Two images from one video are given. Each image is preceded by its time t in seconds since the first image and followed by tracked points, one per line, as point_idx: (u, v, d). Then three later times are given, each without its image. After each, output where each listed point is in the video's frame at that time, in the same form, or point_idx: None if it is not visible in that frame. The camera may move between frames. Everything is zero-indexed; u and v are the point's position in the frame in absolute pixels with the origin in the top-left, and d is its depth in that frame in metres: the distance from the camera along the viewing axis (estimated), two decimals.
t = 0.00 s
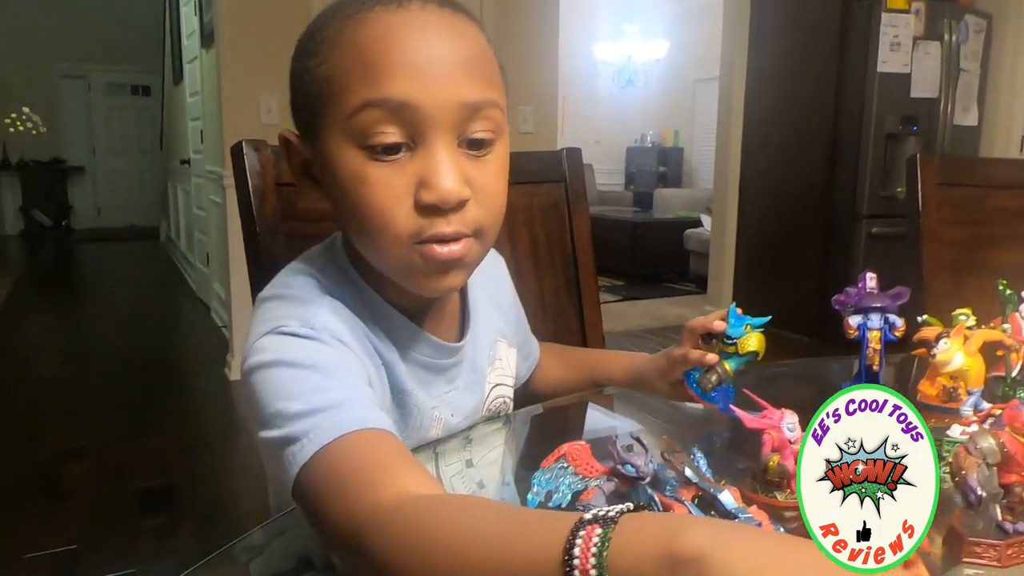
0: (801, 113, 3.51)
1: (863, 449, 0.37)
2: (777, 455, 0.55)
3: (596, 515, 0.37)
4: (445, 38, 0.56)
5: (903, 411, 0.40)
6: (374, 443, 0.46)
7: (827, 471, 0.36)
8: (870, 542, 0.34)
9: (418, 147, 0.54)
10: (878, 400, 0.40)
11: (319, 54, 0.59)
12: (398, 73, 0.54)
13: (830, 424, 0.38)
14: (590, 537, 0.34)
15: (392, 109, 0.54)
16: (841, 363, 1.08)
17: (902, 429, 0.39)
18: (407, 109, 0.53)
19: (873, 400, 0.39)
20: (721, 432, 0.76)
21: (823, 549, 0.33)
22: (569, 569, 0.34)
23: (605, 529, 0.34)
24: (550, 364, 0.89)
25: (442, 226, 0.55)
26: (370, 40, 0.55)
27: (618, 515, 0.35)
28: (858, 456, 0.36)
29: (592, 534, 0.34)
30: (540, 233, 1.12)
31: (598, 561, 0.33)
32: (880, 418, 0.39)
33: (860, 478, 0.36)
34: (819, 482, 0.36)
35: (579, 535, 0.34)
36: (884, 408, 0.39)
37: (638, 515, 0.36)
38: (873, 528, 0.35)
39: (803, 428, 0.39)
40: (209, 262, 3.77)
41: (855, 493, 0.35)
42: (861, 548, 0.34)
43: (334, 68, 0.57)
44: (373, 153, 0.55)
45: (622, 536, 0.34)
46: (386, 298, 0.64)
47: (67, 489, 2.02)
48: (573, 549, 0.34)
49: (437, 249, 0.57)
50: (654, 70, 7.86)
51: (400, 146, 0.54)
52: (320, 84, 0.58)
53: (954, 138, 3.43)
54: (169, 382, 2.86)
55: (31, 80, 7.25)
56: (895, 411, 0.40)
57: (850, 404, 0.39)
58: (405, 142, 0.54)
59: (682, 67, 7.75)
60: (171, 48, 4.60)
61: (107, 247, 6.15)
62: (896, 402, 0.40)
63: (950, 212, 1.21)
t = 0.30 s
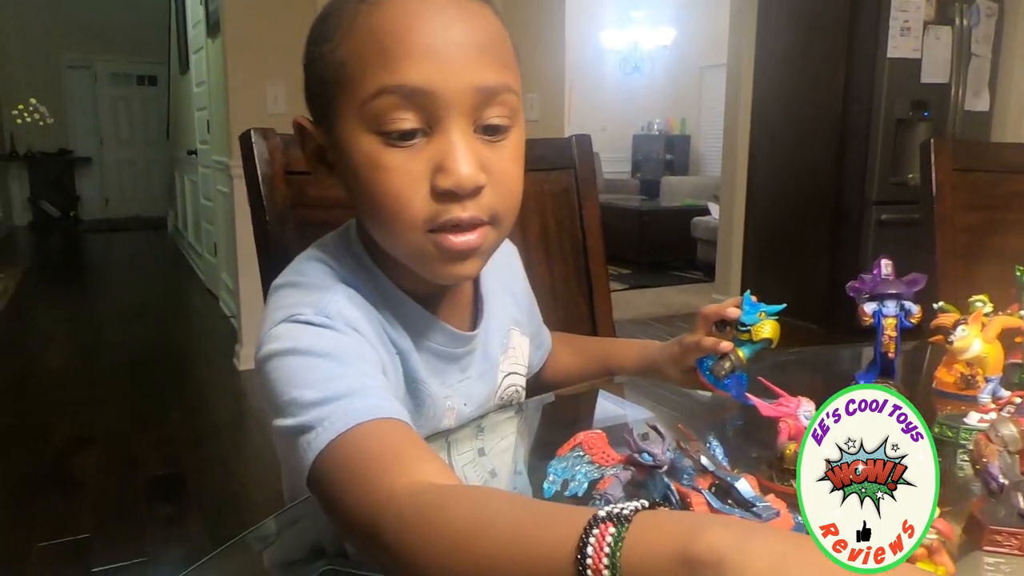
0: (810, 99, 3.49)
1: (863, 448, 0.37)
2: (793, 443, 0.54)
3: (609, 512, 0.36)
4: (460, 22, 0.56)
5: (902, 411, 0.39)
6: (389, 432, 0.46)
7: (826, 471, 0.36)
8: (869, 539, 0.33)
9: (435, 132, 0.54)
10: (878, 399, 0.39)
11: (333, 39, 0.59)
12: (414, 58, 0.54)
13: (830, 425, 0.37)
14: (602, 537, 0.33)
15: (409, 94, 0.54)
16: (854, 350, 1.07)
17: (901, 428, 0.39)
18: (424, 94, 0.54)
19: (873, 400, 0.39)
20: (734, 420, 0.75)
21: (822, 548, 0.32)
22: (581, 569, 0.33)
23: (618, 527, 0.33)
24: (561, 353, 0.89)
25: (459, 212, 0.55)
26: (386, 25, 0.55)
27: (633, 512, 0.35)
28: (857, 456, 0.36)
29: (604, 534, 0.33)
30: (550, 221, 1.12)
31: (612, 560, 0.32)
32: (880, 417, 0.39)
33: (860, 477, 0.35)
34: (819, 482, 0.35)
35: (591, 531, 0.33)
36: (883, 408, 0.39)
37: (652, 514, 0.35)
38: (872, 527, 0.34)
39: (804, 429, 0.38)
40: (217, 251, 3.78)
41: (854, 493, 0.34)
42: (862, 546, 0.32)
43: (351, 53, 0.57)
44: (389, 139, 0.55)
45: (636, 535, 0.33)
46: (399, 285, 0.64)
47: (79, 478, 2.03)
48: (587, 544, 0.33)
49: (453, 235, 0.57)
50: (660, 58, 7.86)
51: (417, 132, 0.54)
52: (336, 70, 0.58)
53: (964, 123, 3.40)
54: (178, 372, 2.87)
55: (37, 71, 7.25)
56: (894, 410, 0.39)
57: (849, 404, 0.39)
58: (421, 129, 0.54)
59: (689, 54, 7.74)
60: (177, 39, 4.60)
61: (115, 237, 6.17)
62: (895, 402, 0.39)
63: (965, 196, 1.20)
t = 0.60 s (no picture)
0: (816, 72, 3.44)
1: (863, 448, 0.34)
2: (798, 411, 0.53)
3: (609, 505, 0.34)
4: None
5: (903, 409, 0.35)
6: (388, 400, 0.45)
7: (826, 471, 0.33)
8: (869, 539, 0.31)
9: (442, 94, 0.53)
10: (877, 398, 0.36)
11: None
12: (421, 14, 0.52)
13: (830, 425, 0.34)
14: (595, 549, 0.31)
15: (418, 52, 0.52)
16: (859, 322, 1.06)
17: (901, 427, 0.35)
18: (432, 54, 0.52)
19: (873, 400, 0.35)
20: (737, 390, 0.74)
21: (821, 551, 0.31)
22: (572, 568, 0.31)
23: (612, 531, 0.31)
24: (563, 324, 0.87)
25: (467, 176, 0.54)
26: None
27: (631, 510, 0.33)
28: (858, 456, 0.33)
29: (597, 533, 0.31)
30: (551, 190, 1.10)
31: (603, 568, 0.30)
32: (880, 416, 0.35)
33: (860, 477, 0.33)
34: (818, 482, 0.33)
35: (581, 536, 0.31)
36: (884, 408, 0.35)
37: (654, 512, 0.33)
38: (872, 526, 0.32)
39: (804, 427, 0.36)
40: (217, 227, 3.76)
41: (855, 493, 0.32)
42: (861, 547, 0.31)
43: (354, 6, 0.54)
44: (395, 101, 0.53)
45: (630, 541, 0.31)
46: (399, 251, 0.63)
47: (82, 454, 2.03)
48: (578, 546, 0.31)
49: (459, 200, 0.56)
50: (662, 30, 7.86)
51: (422, 92, 0.53)
52: (338, 28, 0.56)
53: (970, 96, 3.36)
54: (180, 348, 2.87)
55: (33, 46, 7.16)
56: (896, 408, 0.35)
57: (848, 403, 0.35)
58: (428, 89, 0.53)
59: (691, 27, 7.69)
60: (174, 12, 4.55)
61: (115, 214, 6.14)
62: (896, 401, 0.36)
63: (973, 166, 1.18)
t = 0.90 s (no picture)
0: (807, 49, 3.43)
1: (864, 448, 0.25)
2: (765, 379, 0.54)
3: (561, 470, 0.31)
4: None
5: (900, 407, 0.27)
6: (360, 366, 0.45)
7: (825, 472, 0.25)
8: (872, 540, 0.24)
9: (422, 67, 0.52)
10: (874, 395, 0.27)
11: None
12: None
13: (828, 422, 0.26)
14: (548, 500, 0.30)
15: (400, 25, 0.50)
16: (839, 296, 1.06)
17: (902, 426, 0.26)
18: (411, 27, 0.50)
19: (872, 398, 0.26)
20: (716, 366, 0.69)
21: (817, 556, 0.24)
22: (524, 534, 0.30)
23: (564, 489, 0.30)
24: (543, 299, 0.87)
25: (445, 148, 0.54)
26: None
27: (584, 470, 0.31)
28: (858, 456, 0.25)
29: (550, 492, 0.30)
30: (533, 165, 1.10)
31: (554, 536, 0.29)
32: (878, 416, 0.26)
33: (859, 478, 0.25)
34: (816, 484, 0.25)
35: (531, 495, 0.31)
36: (883, 407, 0.26)
37: (612, 471, 0.31)
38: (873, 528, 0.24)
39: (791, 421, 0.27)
40: (205, 204, 3.75)
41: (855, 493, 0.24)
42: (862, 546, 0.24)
43: None
44: (374, 73, 0.52)
45: (581, 497, 0.29)
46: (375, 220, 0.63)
47: (70, 430, 2.03)
48: (530, 503, 0.30)
49: (435, 172, 0.55)
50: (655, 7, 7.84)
51: (401, 65, 0.52)
52: None
53: (960, 74, 3.36)
54: (168, 324, 2.87)
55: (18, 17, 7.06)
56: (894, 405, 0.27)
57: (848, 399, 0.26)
58: (408, 61, 0.51)
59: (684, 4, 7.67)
60: None
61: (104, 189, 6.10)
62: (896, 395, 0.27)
63: (954, 142, 1.19)
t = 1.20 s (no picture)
0: (756, 77, 3.54)
1: (863, 449, 0.29)
2: (665, 378, 0.57)
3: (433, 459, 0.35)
4: None
5: (903, 409, 0.30)
6: (271, 371, 0.48)
7: (826, 471, 0.28)
8: (870, 539, 0.27)
9: (337, 89, 0.54)
10: (876, 398, 0.30)
11: None
12: (315, 15, 0.53)
13: (830, 425, 0.29)
14: (412, 489, 0.33)
15: (314, 49, 0.53)
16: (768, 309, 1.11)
17: (900, 428, 0.30)
18: (325, 51, 0.53)
19: (873, 399, 0.30)
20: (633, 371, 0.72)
21: (820, 555, 0.27)
22: (394, 527, 0.33)
23: (428, 475, 0.33)
24: (476, 316, 0.91)
25: (361, 165, 0.57)
26: None
27: (451, 459, 0.34)
28: (858, 457, 0.28)
29: (417, 479, 0.33)
30: (472, 188, 1.14)
31: (416, 526, 0.32)
32: (879, 417, 0.30)
33: (860, 478, 0.28)
34: (818, 483, 0.28)
35: (403, 486, 0.33)
36: (884, 408, 0.30)
37: (477, 460, 0.34)
38: (872, 526, 0.27)
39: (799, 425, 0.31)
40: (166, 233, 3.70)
41: (854, 493, 0.28)
42: (861, 547, 0.27)
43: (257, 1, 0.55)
44: (293, 95, 0.55)
45: (445, 482, 0.33)
46: (300, 237, 0.66)
47: (17, 467, 1.98)
48: (399, 492, 0.33)
49: (353, 188, 0.58)
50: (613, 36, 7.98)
51: (318, 87, 0.54)
52: (240, 20, 0.56)
53: (903, 100, 3.48)
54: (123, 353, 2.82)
55: None
56: (893, 409, 0.30)
57: (848, 403, 0.30)
58: (324, 82, 0.54)
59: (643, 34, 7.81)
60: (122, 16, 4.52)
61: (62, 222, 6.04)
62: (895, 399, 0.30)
63: (874, 164, 1.26)
